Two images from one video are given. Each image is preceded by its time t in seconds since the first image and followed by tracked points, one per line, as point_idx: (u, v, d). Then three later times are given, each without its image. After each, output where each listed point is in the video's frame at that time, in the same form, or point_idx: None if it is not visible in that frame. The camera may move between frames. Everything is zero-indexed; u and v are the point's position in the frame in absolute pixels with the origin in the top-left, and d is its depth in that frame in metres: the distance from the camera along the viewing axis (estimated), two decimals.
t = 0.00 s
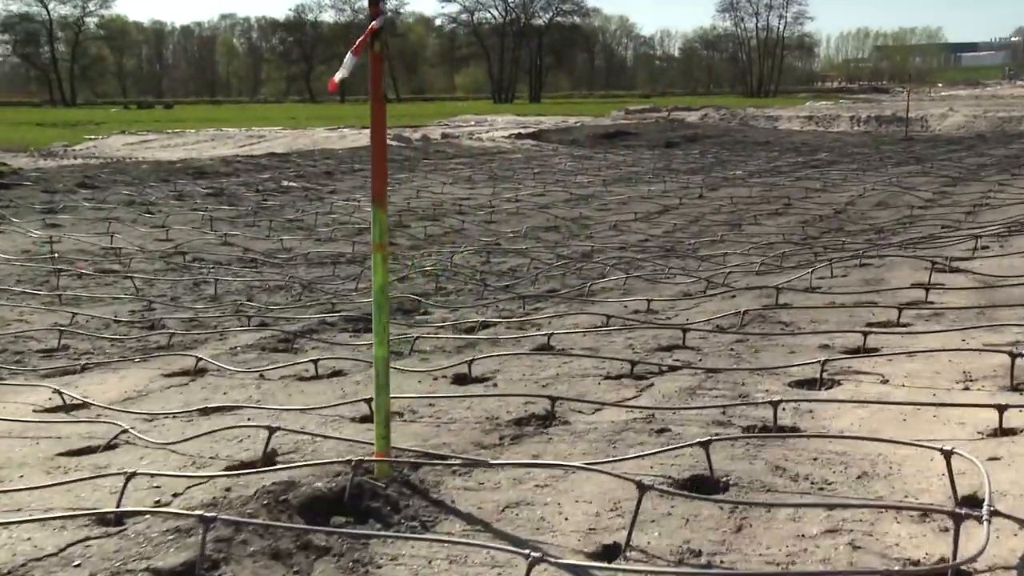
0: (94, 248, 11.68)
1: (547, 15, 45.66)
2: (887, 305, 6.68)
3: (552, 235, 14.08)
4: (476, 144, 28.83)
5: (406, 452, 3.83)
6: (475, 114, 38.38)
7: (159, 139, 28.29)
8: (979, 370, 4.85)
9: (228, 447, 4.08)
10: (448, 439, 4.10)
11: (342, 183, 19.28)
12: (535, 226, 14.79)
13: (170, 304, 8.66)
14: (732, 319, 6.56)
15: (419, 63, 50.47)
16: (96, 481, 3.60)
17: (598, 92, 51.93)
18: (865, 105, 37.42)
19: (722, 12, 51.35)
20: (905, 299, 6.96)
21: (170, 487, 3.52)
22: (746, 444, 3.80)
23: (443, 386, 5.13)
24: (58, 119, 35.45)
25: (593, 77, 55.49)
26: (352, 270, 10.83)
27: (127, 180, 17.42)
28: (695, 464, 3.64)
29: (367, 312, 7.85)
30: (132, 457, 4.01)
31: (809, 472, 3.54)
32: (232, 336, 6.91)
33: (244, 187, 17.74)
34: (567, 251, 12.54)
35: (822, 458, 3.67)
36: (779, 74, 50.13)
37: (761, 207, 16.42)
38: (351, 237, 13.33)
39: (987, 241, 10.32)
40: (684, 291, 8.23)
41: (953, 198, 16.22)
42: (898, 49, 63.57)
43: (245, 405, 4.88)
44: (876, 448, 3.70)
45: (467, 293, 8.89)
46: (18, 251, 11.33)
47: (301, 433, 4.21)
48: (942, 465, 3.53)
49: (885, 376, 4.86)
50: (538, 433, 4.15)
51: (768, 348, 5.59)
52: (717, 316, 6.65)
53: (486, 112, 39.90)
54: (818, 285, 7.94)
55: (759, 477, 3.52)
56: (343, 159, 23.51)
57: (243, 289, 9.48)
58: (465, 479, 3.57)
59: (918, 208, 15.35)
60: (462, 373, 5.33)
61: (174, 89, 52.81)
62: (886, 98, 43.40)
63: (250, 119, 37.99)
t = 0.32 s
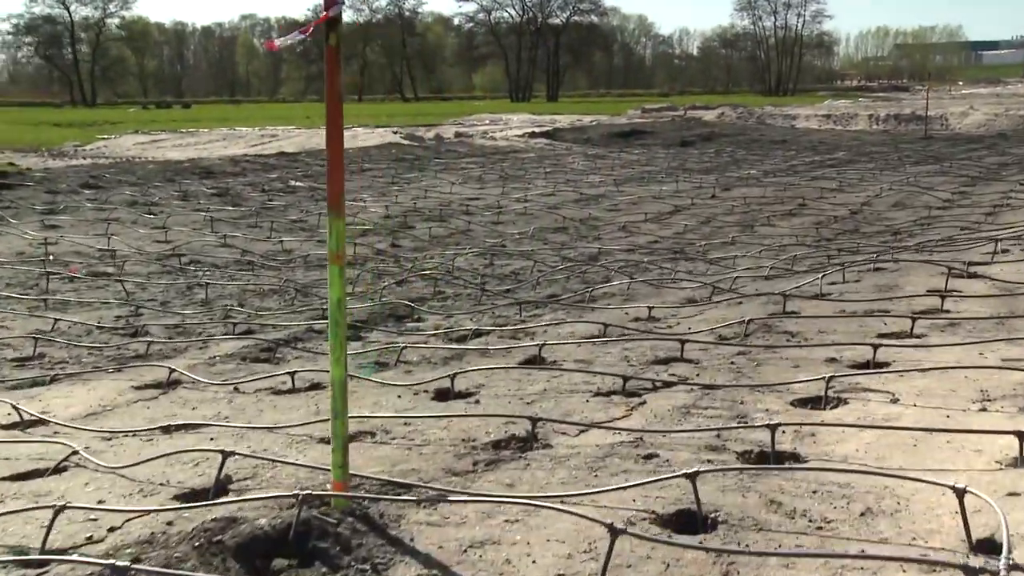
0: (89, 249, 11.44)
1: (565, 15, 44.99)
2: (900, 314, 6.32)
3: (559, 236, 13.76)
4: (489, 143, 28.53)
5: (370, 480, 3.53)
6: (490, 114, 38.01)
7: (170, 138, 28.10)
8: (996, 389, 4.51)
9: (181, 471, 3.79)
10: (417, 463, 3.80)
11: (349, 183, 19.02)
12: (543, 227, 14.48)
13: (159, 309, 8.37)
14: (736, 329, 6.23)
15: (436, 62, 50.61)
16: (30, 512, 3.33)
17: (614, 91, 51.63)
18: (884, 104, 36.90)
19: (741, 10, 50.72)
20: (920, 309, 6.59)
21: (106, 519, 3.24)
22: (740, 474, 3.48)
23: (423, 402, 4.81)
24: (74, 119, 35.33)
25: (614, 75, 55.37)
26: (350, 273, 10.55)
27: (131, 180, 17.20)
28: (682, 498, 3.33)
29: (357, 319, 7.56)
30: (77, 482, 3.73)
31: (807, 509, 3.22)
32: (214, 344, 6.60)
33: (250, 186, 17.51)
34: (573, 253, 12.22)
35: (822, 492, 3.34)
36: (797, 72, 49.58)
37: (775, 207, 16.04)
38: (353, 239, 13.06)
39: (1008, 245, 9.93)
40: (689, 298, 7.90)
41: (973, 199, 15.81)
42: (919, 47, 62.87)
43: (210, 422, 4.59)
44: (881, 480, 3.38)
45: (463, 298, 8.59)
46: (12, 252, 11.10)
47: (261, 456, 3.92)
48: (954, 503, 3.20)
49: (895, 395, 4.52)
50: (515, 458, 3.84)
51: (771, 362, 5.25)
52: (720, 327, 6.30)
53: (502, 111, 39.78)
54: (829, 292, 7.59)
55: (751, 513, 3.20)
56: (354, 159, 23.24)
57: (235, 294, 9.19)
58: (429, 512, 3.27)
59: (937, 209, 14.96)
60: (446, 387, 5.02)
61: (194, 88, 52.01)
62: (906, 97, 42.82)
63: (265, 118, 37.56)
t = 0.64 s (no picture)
0: (86, 251, 11.19)
1: (585, 14, 44.74)
2: (913, 328, 5.98)
3: (568, 239, 13.47)
4: (504, 142, 28.25)
5: (322, 521, 3.25)
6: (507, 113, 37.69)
7: (184, 137, 27.95)
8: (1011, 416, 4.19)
9: (125, 504, 3.52)
10: (379, 497, 3.54)
11: (359, 184, 18.79)
12: (552, 230, 14.17)
13: (146, 316, 8.05)
14: (738, 343, 5.90)
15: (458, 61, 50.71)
16: None
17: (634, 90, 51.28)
18: (907, 103, 36.34)
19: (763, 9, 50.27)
20: (934, 321, 6.26)
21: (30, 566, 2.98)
22: (726, 516, 3.18)
23: (399, 427, 4.51)
24: (92, 119, 35.24)
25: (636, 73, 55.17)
26: (348, 278, 10.27)
27: (137, 180, 17.02)
28: (656, 545, 3.04)
29: (347, 329, 7.27)
30: (12, 518, 3.44)
31: (798, 558, 2.92)
32: (195, 354, 6.31)
33: (257, 187, 17.30)
34: (579, 257, 11.90)
35: (815, 539, 3.03)
36: (820, 71, 49.04)
37: (791, 209, 15.69)
38: (356, 242, 12.80)
39: None
40: (693, 307, 7.58)
41: (996, 201, 15.40)
42: (945, 45, 62.20)
43: (171, 444, 4.31)
44: (882, 526, 3.06)
45: (462, 307, 8.30)
46: (7, 254, 10.88)
47: (214, 491, 3.64)
48: (962, 559, 2.89)
49: (904, 421, 4.20)
50: (484, 492, 3.56)
51: (772, 381, 4.93)
52: (721, 341, 5.97)
53: (519, 110, 39.43)
54: (839, 302, 7.26)
55: (735, 563, 2.91)
56: (367, 159, 23.02)
57: (229, 301, 8.90)
58: (379, 559, 3.01)
59: (958, 212, 14.58)
60: (424, 410, 4.72)
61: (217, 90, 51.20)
62: (929, 95, 42.23)
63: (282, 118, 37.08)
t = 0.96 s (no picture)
0: (86, 255, 10.98)
1: (608, 11, 44.30)
2: (929, 346, 5.64)
3: (580, 243, 13.17)
4: (522, 142, 27.92)
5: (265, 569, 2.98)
6: (529, 112, 37.36)
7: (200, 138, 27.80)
8: None
9: (61, 545, 3.25)
10: (335, 540, 3.26)
11: (372, 185, 18.55)
12: (565, 234, 13.85)
13: (136, 326, 7.79)
14: (743, 361, 5.59)
15: (481, 60, 50.32)
16: None
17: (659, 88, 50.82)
18: (935, 100, 35.66)
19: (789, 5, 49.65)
20: (953, 338, 5.92)
21: None
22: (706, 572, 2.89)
23: (372, 454, 4.22)
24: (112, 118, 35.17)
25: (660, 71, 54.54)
26: (350, 284, 9.99)
27: (147, 182, 16.84)
28: None
29: (339, 342, 6.99)
30: None
31: None
32: (176, 369, 6.04)
33: (268, 189, 17.09)
34: (590, 263, 11.58)
35: None
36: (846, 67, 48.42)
37: (812, 211, 15.30)
38: (364, 246, 12.55)
39: None
40: (701, 319, 7.27)
41: None
42: (975, 40, 61.28)
43: (128, 473, 4.03)
44: None
45: (463, 317, 8.01)
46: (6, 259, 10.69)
47: (161, 530, 3.37)
48: None
49: (913, 454, 3.88)
50: (449, 535, 3.28)
51: (774, 406, 4.62)
52: (725, 359, 5.64)
53: (541, 109, 39.00)
54: (854, 315, 6.92)
55: None
56: (382, 160, 22.78)
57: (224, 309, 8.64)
58: None
59: (985, 214, 14.14)
60: (402, 436, 4.43)
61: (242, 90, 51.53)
62: (959, 92, 41.45)
63: (302, 117, 36.86)
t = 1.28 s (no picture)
0: (90, 261, 10.78)
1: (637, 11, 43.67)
2: (949, 364, 5.29)
3: (596, 248, 12.85)
4: (545, 143, 27.61)
5: None
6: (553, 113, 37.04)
7: (221, 140, 27.68)
8: None
9: None
10: None
11: (389, 188, 18.31)
12: (581, 238, 13.52)
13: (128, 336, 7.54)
14: (751, 379, 5.26)
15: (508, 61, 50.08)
16: None
17: (688, 89, 50.34)
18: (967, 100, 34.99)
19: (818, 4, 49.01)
20: (976, 354, 5.56)
21: None
22: None
23: (345, 483, 3.94)
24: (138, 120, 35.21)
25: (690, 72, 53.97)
26: (355, 291, 9.73)
27: (161, 185, 16.67)
28: None
29: (333, 355, 6.71)
30: None
31: None
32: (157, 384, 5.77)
33: (283, 192, 16.89)
34: (605, 268, 11.25)
35: None
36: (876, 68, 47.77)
37: (836, 215, 14.91)
38: (374, 252, 12.29)
39: None
40: (711, 332, 6.93)
41: None
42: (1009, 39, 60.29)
43: (81, 504, 3.76)
44: None
45: (465, 327, 7.71)
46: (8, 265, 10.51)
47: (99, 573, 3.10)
48: None
49: (927, 490, 3.55)
50: None
51: (779, 431, 4.30)
52: (731, 377, 5.31)
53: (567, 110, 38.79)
54: (872, 328, 6.57)
55: None
56: (402, 162, 22.55)
57: (222, 317, 8.38)
58: None
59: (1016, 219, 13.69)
60: (380, 462, 4.15)
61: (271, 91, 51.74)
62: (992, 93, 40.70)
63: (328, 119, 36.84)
